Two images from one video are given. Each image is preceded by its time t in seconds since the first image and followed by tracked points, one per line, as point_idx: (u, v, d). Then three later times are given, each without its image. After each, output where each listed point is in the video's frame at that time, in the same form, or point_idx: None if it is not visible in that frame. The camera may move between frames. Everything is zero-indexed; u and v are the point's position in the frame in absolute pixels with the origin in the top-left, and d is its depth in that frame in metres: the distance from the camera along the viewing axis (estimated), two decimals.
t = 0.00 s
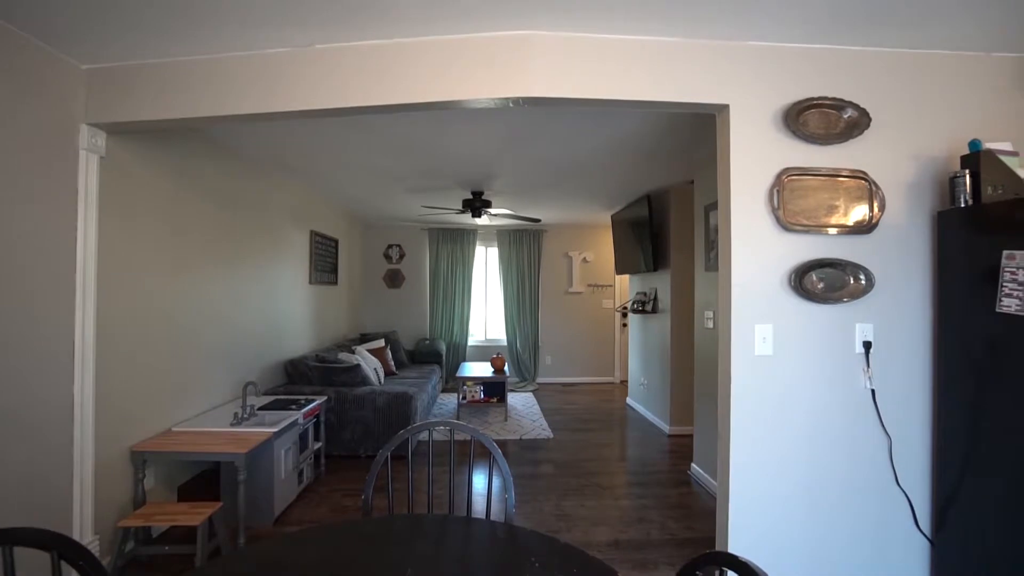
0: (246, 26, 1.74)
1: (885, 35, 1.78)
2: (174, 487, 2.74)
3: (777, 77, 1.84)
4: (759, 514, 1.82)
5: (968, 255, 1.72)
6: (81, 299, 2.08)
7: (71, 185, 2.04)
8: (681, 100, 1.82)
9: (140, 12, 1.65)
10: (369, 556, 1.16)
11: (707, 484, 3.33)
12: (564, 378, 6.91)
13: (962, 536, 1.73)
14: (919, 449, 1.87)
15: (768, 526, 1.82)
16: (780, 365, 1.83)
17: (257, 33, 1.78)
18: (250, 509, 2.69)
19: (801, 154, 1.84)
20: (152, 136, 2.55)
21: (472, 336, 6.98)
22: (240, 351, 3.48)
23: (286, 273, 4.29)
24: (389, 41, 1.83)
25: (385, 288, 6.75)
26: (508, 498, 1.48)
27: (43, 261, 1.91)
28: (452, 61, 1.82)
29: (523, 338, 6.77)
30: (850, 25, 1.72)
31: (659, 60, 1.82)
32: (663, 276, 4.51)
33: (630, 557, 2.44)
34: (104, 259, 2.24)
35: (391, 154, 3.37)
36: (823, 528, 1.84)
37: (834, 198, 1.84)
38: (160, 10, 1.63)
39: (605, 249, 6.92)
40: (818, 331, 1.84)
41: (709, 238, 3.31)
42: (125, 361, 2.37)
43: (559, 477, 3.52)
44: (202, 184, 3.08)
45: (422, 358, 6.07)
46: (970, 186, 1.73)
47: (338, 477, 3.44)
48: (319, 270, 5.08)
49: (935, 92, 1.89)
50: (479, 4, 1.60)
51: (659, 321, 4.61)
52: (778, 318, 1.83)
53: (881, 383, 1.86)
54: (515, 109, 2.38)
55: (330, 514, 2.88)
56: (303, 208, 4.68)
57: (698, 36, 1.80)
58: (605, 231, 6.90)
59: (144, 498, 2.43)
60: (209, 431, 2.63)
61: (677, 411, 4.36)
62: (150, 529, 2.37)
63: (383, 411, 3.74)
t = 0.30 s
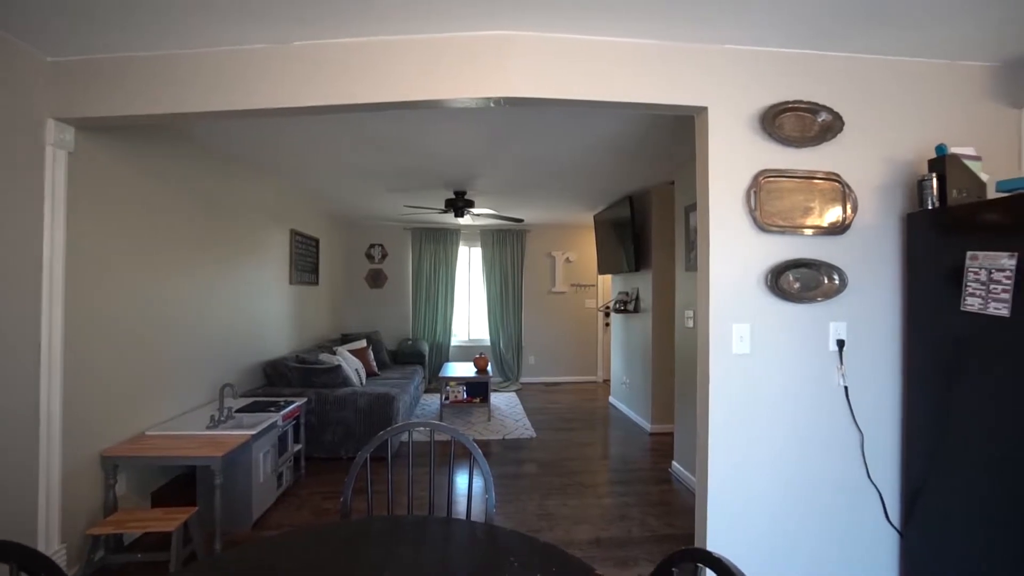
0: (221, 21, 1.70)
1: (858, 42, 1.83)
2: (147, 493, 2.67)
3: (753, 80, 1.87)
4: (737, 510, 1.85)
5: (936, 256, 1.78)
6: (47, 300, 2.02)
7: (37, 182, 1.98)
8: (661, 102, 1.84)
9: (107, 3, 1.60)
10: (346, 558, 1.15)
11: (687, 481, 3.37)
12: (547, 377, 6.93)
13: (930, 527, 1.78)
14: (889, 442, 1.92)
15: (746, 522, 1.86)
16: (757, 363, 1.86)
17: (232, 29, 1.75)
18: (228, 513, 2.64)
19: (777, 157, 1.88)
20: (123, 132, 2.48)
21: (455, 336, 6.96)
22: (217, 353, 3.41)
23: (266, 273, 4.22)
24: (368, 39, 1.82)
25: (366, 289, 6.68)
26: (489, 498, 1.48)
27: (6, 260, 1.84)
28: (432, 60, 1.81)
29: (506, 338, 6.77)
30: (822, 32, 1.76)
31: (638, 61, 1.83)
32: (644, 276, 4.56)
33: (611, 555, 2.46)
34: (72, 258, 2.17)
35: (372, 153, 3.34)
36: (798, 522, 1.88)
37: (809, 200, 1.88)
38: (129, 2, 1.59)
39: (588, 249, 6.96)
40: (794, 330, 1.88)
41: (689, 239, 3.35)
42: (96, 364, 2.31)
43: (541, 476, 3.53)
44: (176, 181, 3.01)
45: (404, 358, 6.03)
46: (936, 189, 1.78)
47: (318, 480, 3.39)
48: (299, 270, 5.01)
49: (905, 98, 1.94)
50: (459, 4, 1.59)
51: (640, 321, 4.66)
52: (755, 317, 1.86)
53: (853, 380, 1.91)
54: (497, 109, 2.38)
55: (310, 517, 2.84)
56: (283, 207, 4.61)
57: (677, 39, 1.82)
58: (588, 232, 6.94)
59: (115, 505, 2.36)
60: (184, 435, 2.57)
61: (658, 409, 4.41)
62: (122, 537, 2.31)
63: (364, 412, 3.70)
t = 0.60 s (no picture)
0: (185, 13, 1.65)
1: (824, 49, 1.88)
2: (107, 501, 2.58)
3: (724, 85, 1.91)
4: (707, 504, 1.89)
5: (895, 257, 1.85)
6: None
7: None
8: (635, 104, 1.86)
9: None
10: (315, 562, 1.13)
11: (661, 478, 3.43)
12: (524, 377, 6.94)
13: (889, 516, 1.85)
14: (852, 436, 1.99)
15: (716, 515, 1.90)
16: (726, 361, 1.90)
17: (197, 21, 1.69)
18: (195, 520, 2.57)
19: (747, 160, 1.92)
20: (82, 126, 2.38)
21: (432, 336, 6.91)
22: (183, 354, 3.31)
23: (236, 272, 4.11)
24: (340, 36, 1.79)
25: (341, 288, 6.58)
26: (463, 498, 1.47)
27: None
28: (406, 59, 1.80)
29: (483, 337, 6.76)
30: (789, 39, 1.81)
31: (612, 64, 1.85)
32: (620, 276, 4.61)
33: (586, 552, 2.48)
34: (25, 257, 2.07)
35: (347, 151, 3.29)
36: (765, 515, 1.93)
37: (777, 202, 1.94)
38: None
39: (564, 249, 7.00)
40: (763, 328, 1.93)
41: (662, 239, 3.41)
42: (50, 367, 2.21)
43: (518, 475, 3.54)
44: (139, 178, 2.90)
45: (380, 359, 5.96)
46: (895, 192, 1.86)
47: (291, 484, 3.33)
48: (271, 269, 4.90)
49: (867, 105, 2.01)
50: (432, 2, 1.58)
51: (616, 321, 4.71)
52: (724, 316, 1.90)
53: (818, 376, 1.97)
54: (472, 109, 2.38)
55: (282, 521, 2.79)
56: (253, 205, 4.50)
57: (649, 43, 1.84)
58: (565, 232, 6.98)
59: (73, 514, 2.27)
60: (148, 440, 2.48)
61: (633, 408, 4.47)
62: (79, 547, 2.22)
63: (338, 413, 3.64)
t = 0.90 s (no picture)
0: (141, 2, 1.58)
1: (784, 57, 1.95)
2: (55, 513, 2.46)
3: (689, 90, 1.96)
4: (674, 499, 1.93)
5: (850, 258, 1.93)
6: None
7: None
8: (603, 107, 1.89)
9: None
10: (276, 569, 1.11)
11: (630, 475, 3.48)
12: (496, 377, 6.94)
13: (845, 505, 1.93)
14: (811, 429, 2.07)
15: (683, 509, 1.94)
16: (692, 358, 1.95)
17: (154, 11, 1.63)
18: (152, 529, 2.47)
19: (712, 163, 1.97)
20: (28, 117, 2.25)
21: (403, 336, 6.84)
22: (140, 357, 3.17)
23: (198, 273, 3.97)
24: (305, 31, 1.75)
25: (310, 289, 6.43)
26: (431, 500, 1.46)
27: None
28: (374, 56, 1.77)
29: (455, 338, 6.73)
30: (751, 46, 1.87)
31: (580, 66, 1.87)
32: (590, 276, 4.66)
33: (556, 550, 2.50)
34: None
35: (314, 148, 3.22)
36: (730, 507, 1.99)
37: (740, 204, 1.99)
38: None
39: (536, 249, 7.03)
40: (727, 327, 1.98)
41: (631, 239, 3.46)
42: None
43: (489, 475, 3.54)
44: (92, 172, 2.77)
45: (350, 360, 5.85)
46: (850, 196, 1.94)
47: (256, 489, 3.24)
48: (236, 269, 4.76)
49: (824, 111, 2.09)
50: None
51: (587, 320, 4.76)
52: (690, 314, 1.95)
53: (779, 372, 2.04)
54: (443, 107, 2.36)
55: (246, 528, 2.71)
56: (217, 203, 4.35)
57: (617, 46, 1.87)
58: (537, 232, 7.01)
59: (16, 528, 2.15)
60: (101, 448, 2.37)
61: (603, 406, 4.52)
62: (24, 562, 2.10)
63: (306, 416, 3.56)
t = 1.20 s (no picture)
0: None
1: (742, 65, 2.02)
2: None
3: (652, 94, 2.00)
4: (638, 495, 1.97)
5: (803, 259, 2.01)
6: None
7: None
8: (569, 109, 1.91)
9: None
10: None
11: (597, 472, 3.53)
12: (465, 377, 6.91)
13: (799, 496, 2.02)
14: (767, 424, 2.15)
15: (646, 505, 1.98)
16: (655, 356, 1.99)
17: None
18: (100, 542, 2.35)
19: (674, 166, 2.02)
20: None
21: (370, 337, 6.73)
22: (87, 361, 3.01)
23: (153, 272, 3.80)
24: (265, 24, 1.70)
25: (272, 289, 6.25)
26: (395, 503, 1.44)
27: None
28: (338, 53, 1.74)
29: (423, 338, 6.67)
30: (710, 54, 1.93)
31: (546, 70, 1.89)
32: (558, 276, 4.70)
33: (523, 548, 2.52)
34: None
35: (276, 145, 3.13)
36: (690, 501, 2.04)
37: (701, 206, 2.05)
38: None
39: (505, 249, 7.04)
40: (688, 326, 2.04)
41: (598, 240, 3.51)
42: None
43: (457, 476, 3.52)
44: (33, 166, 2.61)
45: (315, 362, 5.71)
46: (803, 200, 2.03)
47: (214, 497, 3.13)
48: (193, 268, 4.58)
49: (779, 118, 2.18)
50: None
51: (554, 320, 4.80)
52: (653, 313, 1.99)
53: (737, 370, 2.11)
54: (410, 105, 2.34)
55: (202, 537, 2.62)
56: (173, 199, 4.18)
57: (581, 50, 1.90)
58: (505, 232, 7.02)
59: None
60: (42, 458, 2.24)
61: (571, 405, 4.57)
62: None
63: (267, 420, 3.46)
